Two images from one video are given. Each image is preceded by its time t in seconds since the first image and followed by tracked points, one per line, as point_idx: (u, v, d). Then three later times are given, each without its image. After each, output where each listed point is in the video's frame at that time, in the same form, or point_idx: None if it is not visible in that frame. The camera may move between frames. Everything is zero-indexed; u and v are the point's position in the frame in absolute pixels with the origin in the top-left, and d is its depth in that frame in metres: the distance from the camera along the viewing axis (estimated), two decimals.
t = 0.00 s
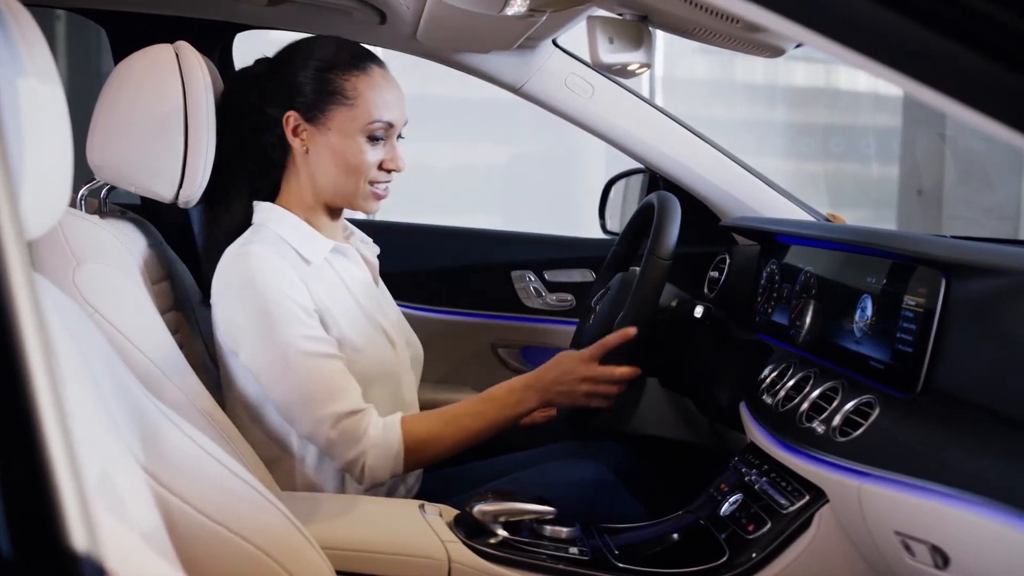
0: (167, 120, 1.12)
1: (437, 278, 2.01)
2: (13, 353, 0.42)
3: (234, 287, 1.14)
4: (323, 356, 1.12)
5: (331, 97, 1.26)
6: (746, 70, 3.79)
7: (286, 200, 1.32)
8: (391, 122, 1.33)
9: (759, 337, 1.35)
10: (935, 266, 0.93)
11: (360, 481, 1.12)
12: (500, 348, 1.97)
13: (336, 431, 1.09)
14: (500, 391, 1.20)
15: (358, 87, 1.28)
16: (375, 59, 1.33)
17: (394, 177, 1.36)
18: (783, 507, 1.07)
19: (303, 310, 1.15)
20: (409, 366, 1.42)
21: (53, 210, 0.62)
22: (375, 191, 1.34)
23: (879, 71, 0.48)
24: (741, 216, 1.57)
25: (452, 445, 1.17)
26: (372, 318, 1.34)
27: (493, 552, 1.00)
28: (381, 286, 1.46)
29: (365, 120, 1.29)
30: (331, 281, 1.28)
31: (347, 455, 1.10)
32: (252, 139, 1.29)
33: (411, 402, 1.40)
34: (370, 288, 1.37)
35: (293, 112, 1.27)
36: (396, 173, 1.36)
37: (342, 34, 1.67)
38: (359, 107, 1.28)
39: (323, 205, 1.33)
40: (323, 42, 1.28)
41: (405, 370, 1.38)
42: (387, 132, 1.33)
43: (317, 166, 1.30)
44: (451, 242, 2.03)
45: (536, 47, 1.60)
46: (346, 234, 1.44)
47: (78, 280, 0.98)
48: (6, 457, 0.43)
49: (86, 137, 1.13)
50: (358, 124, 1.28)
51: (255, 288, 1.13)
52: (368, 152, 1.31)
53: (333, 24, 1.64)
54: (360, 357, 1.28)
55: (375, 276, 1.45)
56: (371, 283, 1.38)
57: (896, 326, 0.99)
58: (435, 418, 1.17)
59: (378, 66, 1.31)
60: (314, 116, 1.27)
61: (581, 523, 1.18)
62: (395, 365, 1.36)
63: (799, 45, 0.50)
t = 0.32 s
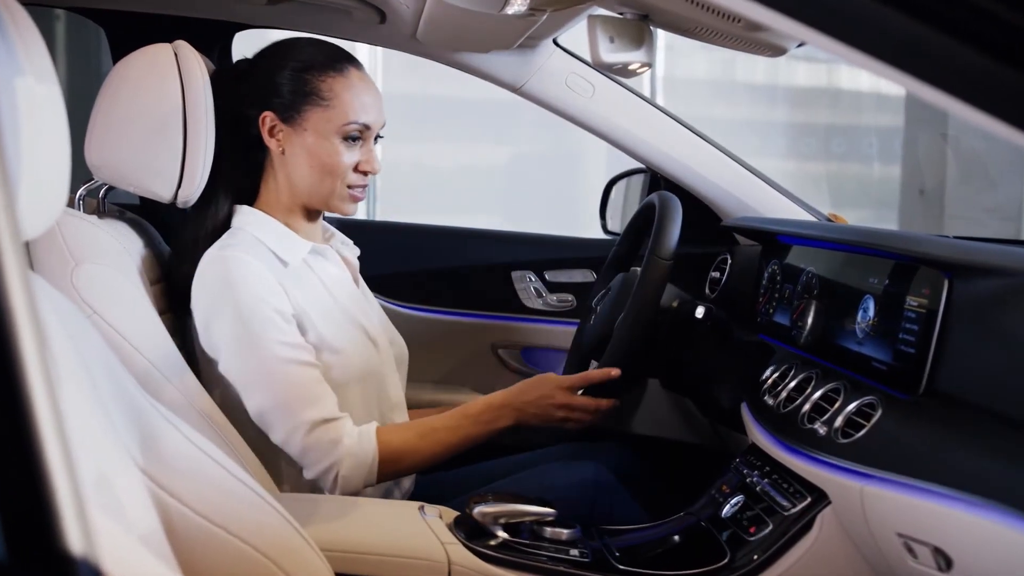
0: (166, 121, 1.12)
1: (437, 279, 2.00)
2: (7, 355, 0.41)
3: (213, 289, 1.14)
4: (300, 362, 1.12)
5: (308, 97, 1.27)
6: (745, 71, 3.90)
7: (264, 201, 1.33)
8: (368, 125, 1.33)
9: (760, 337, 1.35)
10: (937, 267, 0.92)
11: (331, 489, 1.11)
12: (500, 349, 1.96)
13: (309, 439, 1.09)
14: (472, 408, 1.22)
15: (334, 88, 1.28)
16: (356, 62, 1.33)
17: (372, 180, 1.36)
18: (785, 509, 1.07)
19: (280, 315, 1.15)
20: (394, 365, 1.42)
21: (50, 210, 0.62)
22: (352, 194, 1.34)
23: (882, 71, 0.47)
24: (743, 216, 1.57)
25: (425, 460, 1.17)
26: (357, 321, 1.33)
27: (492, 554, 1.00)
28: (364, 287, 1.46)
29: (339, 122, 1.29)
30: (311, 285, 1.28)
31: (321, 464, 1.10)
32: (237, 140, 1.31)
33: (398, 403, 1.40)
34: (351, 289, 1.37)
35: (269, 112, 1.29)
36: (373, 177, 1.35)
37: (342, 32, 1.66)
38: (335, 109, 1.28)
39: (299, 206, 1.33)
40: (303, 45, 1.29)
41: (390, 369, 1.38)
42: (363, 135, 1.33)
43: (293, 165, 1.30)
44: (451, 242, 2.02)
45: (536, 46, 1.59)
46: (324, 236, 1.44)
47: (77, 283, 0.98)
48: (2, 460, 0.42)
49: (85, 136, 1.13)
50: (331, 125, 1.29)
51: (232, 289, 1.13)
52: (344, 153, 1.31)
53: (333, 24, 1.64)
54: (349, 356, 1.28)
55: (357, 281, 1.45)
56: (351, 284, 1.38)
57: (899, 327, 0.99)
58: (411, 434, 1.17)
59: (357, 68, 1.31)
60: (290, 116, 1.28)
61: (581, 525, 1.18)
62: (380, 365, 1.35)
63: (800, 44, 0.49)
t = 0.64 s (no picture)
0: (164, 119, 1.12)
1: (437, 280, 2.00)
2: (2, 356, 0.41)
3: (201, 270, 1.12)
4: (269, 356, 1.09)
5: (290, 99, 1.27)
6: (748, 68, 3.92)
7: (250, 203, 1.34)
8: (351, 129, 1.32)
9: (760, 338, 1.34)
10: (940, 267, 0.92)
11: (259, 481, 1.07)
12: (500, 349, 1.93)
13: (244, 423, 1.06)
14: (417, 420, 1.17)
15: (316, 90, 1.27)
16: (344, 65, 1.33)
17: (356, 185, 1.35)
18: (787, 511, 1.06)
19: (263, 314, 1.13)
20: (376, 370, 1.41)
21: (48, 210, 0.61)
22: (335, 200, 1.33)
23: (885, 69, 0.47)
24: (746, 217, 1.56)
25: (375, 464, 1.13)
26: (339, 322, 1.33)
27: (493, 557, 0.99)
28: (348, 295, 1.45)
29: (321, 125, 1.28)
30: (296, 286, 1.27)
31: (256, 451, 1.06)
32: (236, 141, 1.29)
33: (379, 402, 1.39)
34: (336, 293, 1.36)
35: (253, 114, 1.29)
36: (357, 182, 1.34)
37: (342, 32, 1.66)
38: (315, 112, 1.28)
39: (284, 208, 1.33)
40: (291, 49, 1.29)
41: (369, 372, 1.37)
42: (346, 139, 1.32)
43: (275, 168, 1.30)
44: (451, 243, 2.01)
45: (536, 46, 1.59)
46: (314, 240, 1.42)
47: (72, 282, 0.99)
48: None
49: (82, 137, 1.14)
50: (312, 128, 1.28)
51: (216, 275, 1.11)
52: (324, 157, 1.30)
53: (332, 23, 1.64)
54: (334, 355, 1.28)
55: (344, 288, 1.44)
56: (336, 288, 1.37)
57: (902, 327, 0.98)
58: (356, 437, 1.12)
59: (344, 72, 1.31)
60: (273, 118, 1.28)
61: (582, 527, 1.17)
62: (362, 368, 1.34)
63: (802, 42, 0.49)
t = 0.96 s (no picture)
0: (163, 119, 1.13)
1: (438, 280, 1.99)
2: None
3: (208, 268, 1.12)
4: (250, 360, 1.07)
5: (295, 100, 1.26)
6: (749, 71, 3.98)
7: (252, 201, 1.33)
8: (351, 137, 1.28)
9: (763, 339, 1.34)
10: (943, 268, 0.91)
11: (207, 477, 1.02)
12: (501, 350, 1.91)
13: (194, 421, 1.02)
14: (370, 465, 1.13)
15: (320, 94, 1.25)
16: (358, 72, 1.30)
17: (354, 196, 1.30)
18: (789, 513, 1.06)
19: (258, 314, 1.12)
20: (376, 372, 1.39)
21: (47, 210, 0.61)
22: (329, 208, 1.29)
23: (889, 69, 0.48)
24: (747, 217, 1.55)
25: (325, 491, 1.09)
26: (337, 325, 1.31)
27: (492, 559, 0.98)
28: (349, 300, 1.40)
29: (320, 129, 1.25)
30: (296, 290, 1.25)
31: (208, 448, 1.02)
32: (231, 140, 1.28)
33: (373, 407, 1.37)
34: (338, 298, 1.34)
35: (259, 112, 1.28)
36: (352, 193, 1.30)
37: (342, 31, 1.65)
38: (315, 115, 1.26)
39: (281, 210, 1.31)
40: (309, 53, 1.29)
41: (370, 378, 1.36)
42: (346, 147, 1.28)
43: (274, 168, 1.29)
44: (452, 242, 2.01)
45: (537, 46, 1.59)
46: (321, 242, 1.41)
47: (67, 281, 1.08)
48: None
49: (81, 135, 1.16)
50: (310, 131, 1.25)
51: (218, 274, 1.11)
52: (319, 162, 1.27)
53: (331, 22, 1.63)
54: (330, 357, 1.26)
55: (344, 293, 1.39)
56: (337, 293, 1.34)
57: (904, 328, 0.97)
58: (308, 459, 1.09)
59: (352, 78, 1.28)
60: (277, 118, 1.27)
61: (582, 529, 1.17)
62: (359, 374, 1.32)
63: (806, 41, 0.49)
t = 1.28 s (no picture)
0: (160, 120, 1.13)
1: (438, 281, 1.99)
2: None
3: (245, 262, 1.09)
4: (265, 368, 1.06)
5: (334, 90, 1.23)
6: (752, 71, 3.89)
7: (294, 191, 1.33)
8: (382, 133, 1.22)
9: (765, 339, 1.33)
10: (946, 268, 0.90)
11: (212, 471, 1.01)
12: (502, 352, 1.90)
13: (204, 427, 1.01)
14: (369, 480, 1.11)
15: (355, 86, 1.21)
16: (406, 66, 1.24)
17: (383, 195, 1.25)
18: (790, 515, 1.05)
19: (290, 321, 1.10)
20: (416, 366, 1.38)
21: (46, 208, 0.60)
22: (357, 207, 1.25)
23: (890, 67, 0.49)
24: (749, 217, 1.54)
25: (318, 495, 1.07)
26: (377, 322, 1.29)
27: (493, 562, 0.98)
28: (393, 291, 1.38)
29: (352, 122, 1.21)
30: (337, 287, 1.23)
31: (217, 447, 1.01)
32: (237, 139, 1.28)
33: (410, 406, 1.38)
34: (381, 292, 1.33)
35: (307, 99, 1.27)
36: (380, 193, 1.24)
37: (342, 31, 1.65)
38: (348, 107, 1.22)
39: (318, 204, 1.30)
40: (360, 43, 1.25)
41: (409, 371, 1.35)
42: (378, 143, 1.23)
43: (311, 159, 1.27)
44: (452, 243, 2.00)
45: (537, 45, 1.58)
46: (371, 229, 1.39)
47: (66, 283, 1.09)
48: None
49: (81, 130, 1.18)
50: (343, 122, 1.22)
51: (255, 276, 1.07)
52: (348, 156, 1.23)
53: (331, 22, 1.63)
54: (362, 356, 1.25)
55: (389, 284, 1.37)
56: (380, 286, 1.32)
57: (907, 329, 0.97)
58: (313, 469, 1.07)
59: (392, 71, 1.22)
60: (318, 106, 1.25)
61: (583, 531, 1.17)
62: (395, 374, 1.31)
63: (809, 40, 0.50)
